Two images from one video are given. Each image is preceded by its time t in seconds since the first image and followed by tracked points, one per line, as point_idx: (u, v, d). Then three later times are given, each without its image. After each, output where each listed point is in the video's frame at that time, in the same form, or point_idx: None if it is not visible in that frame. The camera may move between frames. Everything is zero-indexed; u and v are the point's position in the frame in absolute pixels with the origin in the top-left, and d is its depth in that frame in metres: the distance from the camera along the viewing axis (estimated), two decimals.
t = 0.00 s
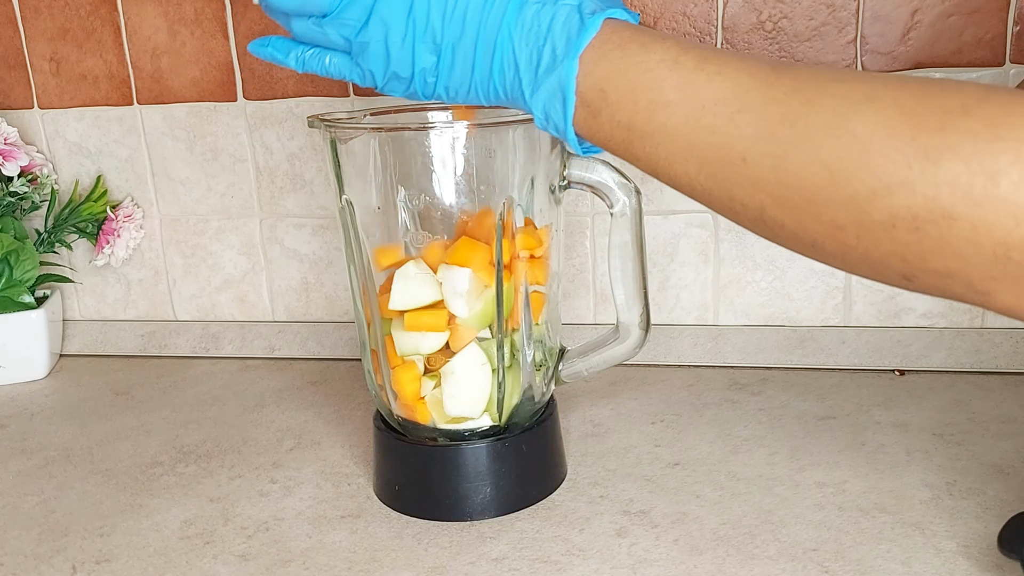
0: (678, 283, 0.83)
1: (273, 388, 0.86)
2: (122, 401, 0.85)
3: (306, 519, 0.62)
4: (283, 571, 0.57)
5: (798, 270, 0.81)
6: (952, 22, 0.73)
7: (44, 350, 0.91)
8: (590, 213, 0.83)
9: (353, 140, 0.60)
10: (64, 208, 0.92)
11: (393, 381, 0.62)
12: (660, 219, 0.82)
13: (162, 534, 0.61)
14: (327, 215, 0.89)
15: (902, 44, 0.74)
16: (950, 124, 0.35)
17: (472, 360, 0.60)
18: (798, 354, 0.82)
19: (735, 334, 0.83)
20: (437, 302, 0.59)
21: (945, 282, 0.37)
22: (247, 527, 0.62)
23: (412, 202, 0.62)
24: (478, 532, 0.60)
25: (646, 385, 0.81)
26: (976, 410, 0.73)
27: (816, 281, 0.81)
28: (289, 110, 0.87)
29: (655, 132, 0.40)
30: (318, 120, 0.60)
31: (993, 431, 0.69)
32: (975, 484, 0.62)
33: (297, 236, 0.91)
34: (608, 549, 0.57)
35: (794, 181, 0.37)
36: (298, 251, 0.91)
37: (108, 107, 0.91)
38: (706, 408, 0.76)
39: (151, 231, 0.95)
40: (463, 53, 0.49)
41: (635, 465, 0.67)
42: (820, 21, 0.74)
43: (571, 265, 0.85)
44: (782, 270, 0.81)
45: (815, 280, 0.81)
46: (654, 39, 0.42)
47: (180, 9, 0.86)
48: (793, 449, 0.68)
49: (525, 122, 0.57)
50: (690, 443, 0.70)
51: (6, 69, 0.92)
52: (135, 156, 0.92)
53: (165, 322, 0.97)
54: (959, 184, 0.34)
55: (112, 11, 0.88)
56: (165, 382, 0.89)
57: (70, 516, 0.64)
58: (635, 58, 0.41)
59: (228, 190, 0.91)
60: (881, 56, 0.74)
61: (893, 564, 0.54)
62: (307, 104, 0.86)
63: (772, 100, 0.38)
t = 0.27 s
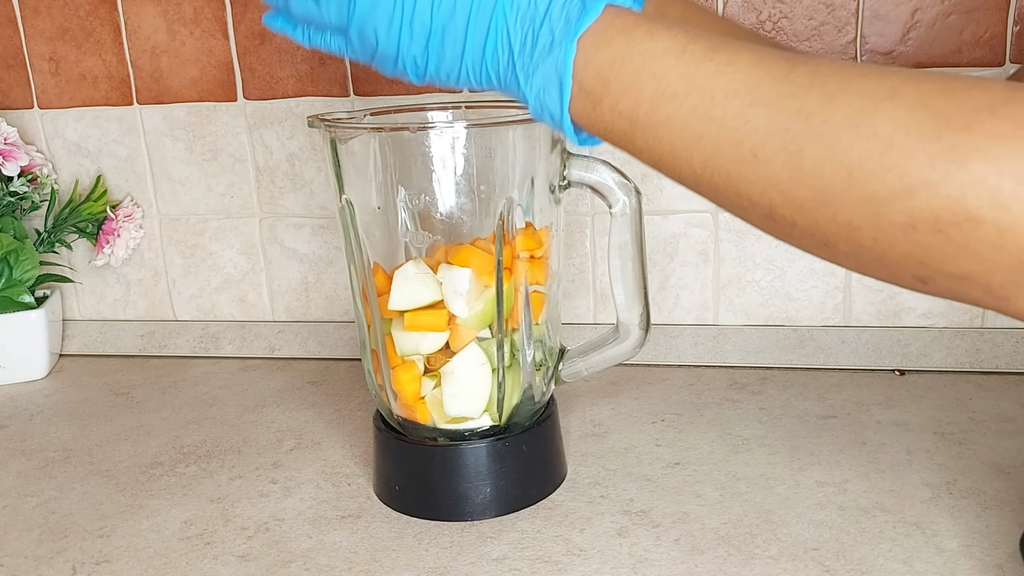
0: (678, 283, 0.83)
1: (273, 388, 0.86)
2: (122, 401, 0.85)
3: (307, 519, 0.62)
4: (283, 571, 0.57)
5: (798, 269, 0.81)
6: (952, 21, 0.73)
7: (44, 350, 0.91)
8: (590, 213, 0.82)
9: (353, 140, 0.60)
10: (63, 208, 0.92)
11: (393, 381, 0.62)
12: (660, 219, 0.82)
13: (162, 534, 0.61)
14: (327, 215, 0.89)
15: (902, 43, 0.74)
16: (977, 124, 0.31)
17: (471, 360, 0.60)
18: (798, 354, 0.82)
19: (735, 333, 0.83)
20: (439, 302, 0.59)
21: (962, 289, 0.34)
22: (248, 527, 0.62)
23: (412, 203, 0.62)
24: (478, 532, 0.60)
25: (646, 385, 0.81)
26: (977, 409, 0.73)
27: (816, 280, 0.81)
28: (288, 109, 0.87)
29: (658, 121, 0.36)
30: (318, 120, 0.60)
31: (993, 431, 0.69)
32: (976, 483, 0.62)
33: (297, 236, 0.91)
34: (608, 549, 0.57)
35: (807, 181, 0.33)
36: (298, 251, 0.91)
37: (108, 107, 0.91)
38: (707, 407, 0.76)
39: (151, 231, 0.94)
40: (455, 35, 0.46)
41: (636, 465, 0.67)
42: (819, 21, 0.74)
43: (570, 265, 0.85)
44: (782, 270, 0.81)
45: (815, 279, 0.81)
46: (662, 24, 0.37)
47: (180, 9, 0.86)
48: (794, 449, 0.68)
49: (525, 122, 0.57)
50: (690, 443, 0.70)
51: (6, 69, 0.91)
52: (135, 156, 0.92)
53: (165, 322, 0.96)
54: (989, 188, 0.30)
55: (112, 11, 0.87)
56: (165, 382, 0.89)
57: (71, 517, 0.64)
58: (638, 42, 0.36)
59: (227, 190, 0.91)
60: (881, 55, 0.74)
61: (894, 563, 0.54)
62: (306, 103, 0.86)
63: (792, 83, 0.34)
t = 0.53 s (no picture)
0: (678, 283, 0.83)
1: (273, 388, 0.86)
2: (122, 401, 0.85)
3: (307, 519, 0.62)
4: (283, 571, 0.57)
5: (797, 270, 0.81)
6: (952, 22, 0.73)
7: (44, 350, 0.91)
8: (590, 214, 0.83)
9: (354, 139, 0.60)
10: (63, 208, 0.92)
11: (393, 381, 0.62)
12: (661, 219, 0.82)
13: (162, 534, 0.62)
14: (327, 216, 0.89)
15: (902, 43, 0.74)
16: None
17: (471, 360, 0.60)
18: (798, 354, 0.82)
19: (735, 334, 0.83)
20: (439, 302, 0.59)
21: None
22: (248, 527, 0.62)
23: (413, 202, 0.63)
24: (478, 532, 0.60)
25: (646, 385, 0.81)
26: (977, 410, 0.73)
27: (816, 281, 0.81)
28: (288, 109, 0.87)
29: None
30: (319, 120, 0.60)
31: (992, 431, 0.69)
32: (975, 484, 0.62)
33: (297, 236, 0.91)
34: (608, 549, 0.57)
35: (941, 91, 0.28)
36: (298, 251, 0.91)
37: (108, 107, 0.91)
38: (706, 408, 0.76)
39: (151, 232, 0.95)
40: None
41: (635, 465, 0.67)
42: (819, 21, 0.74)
43: (570, 265, 0.85)
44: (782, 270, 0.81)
45: (814, 280, 0.81)
46: None
47: (180, 9, 0.86)
48: (793, 449, 0.68)
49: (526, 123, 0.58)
50: (690, 443, 0.70)
51: (6, 69, 0.92)
52: (135, 156, 0.92)
53: (165, 322, 0.97)
54: None
55: (112, 11, 0.88)
56: (165, 382, 0.89)
57: (70, 516, 0.64)
58: None
59: (228, 190, 0.91)
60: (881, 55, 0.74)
61: (893, 564, 0.54)
62: (306, 104, 0.86)
63: (851, 23, 0.28)
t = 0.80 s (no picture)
0: (678, 283, 0.84)
1: (273, 388, 0.86)
2: (122, 401, 0.85)
3: (306, 519, 0.63)
4: (283, 571, 0.57)
5: (796, 270, 0.81)
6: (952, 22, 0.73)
7: (44, 350, 0.91)
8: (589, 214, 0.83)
9: (354, 139, 0.60)
10: (63, 208, 0.92)
11: (393, 381, 0.62)
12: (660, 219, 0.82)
13: (162, 534, 0.62)
14: (327, 216, 0.89)
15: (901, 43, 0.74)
16: None
17: (471, 360, 0.60)
18: (797, 354, 0.82)
19: (734, 334, 0.83)
20: (439, 302, 0.60)
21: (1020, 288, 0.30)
22: (247, 527, 0.62)
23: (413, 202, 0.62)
24: (478, 532, 0.60)
25: (646, 385, 0.81)
26: (976, 409, 0.73)
27: (816, 280, 0.81)
28: (288, 109, 0.87)
29: None
30: (319, 121, 0.60)
31: (992, 431, 0.69)
32: (975, 483, 0.62)
33: (297, 236, 0.91)
34: (607, 549, 0.57)
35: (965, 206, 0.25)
36: (298, 251, 0.91)
37: (108, 107, 0.91)
38: (706, 407, 0.76)
39: (151, 232, 0.95)
40: None
41: (635, 465, 0.67)
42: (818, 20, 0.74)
43: (570, 265, 0.85)
44: (781, 270, 0.81)
45: (814, 280, 0.81)
46: None
47: (180, 9, 0.86)
48: (793, 449, 0.68)
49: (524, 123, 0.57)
50: (690, 443, 0.70)
51: (6, 69, 0.92)
52: (135, 156, 0.92)
53: (165, 322, 0.97)
54: None
55: (112, 11, 0.88)
56: (165, 382, 0.89)
57: (70, 517, 0.64)
58: None
59: (227, 190, 0.91)
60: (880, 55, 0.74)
61: (893, 563, 0.54)
62: (306, 104, 0.86)
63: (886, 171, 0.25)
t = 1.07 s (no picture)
0: (677, 282, 0.84)
1: (273, 387, 0.86)
2: (122, 401, 0.85)
3: (306, 519, 0.62)
4: (283, 570, 0.57)
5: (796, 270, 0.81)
6: (952, 22, 0.73)
7: (43, 349, 0.91)
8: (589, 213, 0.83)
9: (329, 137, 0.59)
10: (63, 207, 0.92)
11: (381, 375, 0.62)
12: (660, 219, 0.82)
13: (162, 534, 0.62)
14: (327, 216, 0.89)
15: (902, 43, 0.74)
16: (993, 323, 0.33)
17: (457, 349, 0.60)
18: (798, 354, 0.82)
19: (734, 333, 0.83)
20: (422, 294, 0.60)
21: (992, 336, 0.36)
22: (247, 527, 0.62)
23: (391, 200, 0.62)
24: (477, 532, 0.60)
25: (646, 385, 0.81)
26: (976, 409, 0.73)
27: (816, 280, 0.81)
28: (288, 109, 0.87)
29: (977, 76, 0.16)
30: (292, 120, 0.59)
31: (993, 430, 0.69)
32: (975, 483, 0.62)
33: (297, 236, 0.91)
34: (607, 549, 0.57)
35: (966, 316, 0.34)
36: (298, 251, 0.91)
37: (107, 106, 0.91)
38: (706, 407, 0.76)
39: (151, 231, 0.95)
40: None
41: (635, 465, 0.67)
42: (819, 20, 0.74)
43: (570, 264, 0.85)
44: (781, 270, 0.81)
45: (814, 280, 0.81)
46: None
47: (180, 9, 0.86)
48: (793, 449, 0.68)
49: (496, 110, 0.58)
50: (690, 443, 0.70)
51: (6, 69, 0.92)
52: (135, 155, 0.92)
53: (165, 322, 0.97)
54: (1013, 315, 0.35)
55: (112, 11, 0.88)
56: (165, 382, 0.89)
57: (70, 516, 0.64)
58: None
59: (227, 189, 0.91)
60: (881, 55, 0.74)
61: (893, 563, 0.54)
62: (306, 104, 0.86)
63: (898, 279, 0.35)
